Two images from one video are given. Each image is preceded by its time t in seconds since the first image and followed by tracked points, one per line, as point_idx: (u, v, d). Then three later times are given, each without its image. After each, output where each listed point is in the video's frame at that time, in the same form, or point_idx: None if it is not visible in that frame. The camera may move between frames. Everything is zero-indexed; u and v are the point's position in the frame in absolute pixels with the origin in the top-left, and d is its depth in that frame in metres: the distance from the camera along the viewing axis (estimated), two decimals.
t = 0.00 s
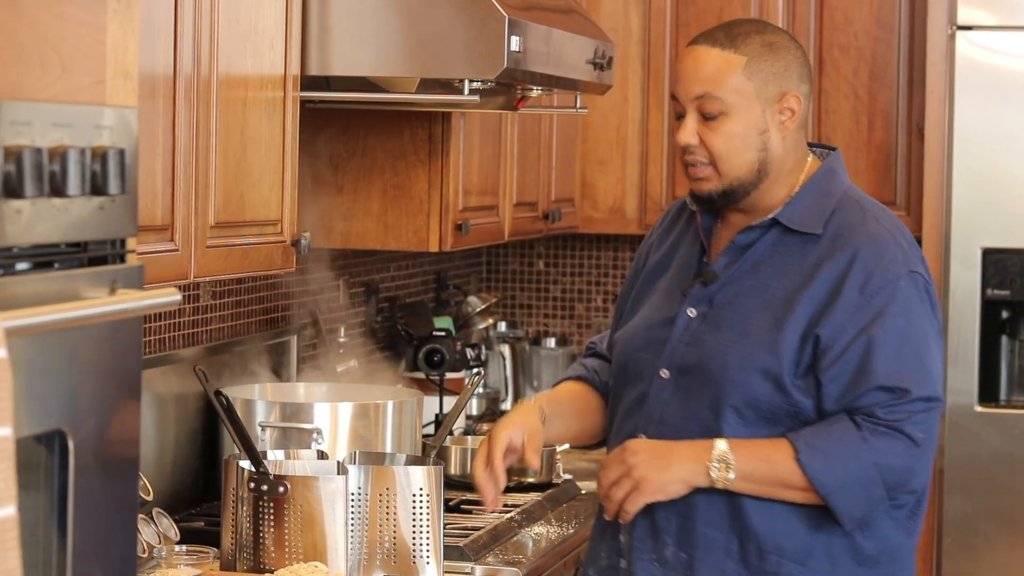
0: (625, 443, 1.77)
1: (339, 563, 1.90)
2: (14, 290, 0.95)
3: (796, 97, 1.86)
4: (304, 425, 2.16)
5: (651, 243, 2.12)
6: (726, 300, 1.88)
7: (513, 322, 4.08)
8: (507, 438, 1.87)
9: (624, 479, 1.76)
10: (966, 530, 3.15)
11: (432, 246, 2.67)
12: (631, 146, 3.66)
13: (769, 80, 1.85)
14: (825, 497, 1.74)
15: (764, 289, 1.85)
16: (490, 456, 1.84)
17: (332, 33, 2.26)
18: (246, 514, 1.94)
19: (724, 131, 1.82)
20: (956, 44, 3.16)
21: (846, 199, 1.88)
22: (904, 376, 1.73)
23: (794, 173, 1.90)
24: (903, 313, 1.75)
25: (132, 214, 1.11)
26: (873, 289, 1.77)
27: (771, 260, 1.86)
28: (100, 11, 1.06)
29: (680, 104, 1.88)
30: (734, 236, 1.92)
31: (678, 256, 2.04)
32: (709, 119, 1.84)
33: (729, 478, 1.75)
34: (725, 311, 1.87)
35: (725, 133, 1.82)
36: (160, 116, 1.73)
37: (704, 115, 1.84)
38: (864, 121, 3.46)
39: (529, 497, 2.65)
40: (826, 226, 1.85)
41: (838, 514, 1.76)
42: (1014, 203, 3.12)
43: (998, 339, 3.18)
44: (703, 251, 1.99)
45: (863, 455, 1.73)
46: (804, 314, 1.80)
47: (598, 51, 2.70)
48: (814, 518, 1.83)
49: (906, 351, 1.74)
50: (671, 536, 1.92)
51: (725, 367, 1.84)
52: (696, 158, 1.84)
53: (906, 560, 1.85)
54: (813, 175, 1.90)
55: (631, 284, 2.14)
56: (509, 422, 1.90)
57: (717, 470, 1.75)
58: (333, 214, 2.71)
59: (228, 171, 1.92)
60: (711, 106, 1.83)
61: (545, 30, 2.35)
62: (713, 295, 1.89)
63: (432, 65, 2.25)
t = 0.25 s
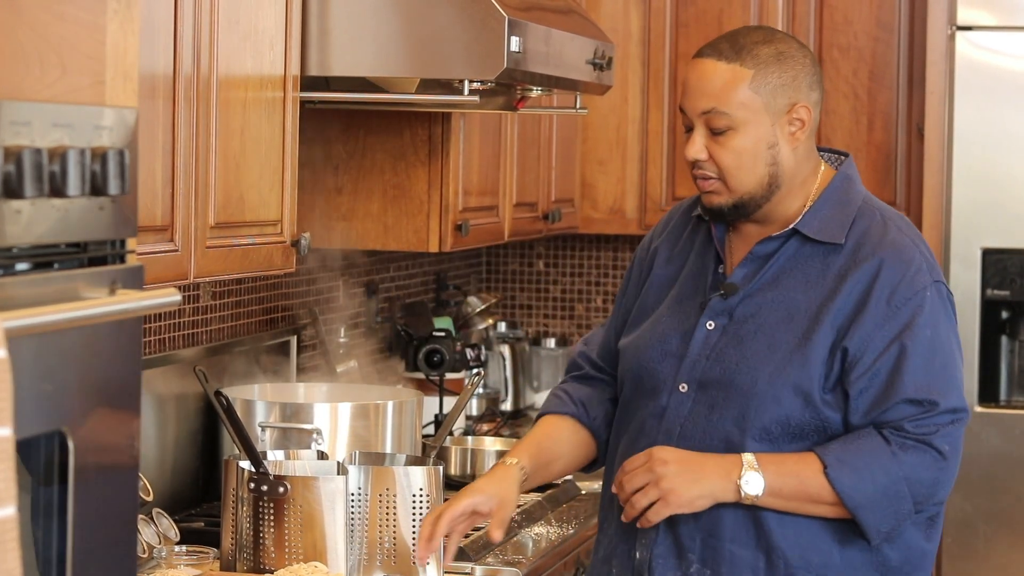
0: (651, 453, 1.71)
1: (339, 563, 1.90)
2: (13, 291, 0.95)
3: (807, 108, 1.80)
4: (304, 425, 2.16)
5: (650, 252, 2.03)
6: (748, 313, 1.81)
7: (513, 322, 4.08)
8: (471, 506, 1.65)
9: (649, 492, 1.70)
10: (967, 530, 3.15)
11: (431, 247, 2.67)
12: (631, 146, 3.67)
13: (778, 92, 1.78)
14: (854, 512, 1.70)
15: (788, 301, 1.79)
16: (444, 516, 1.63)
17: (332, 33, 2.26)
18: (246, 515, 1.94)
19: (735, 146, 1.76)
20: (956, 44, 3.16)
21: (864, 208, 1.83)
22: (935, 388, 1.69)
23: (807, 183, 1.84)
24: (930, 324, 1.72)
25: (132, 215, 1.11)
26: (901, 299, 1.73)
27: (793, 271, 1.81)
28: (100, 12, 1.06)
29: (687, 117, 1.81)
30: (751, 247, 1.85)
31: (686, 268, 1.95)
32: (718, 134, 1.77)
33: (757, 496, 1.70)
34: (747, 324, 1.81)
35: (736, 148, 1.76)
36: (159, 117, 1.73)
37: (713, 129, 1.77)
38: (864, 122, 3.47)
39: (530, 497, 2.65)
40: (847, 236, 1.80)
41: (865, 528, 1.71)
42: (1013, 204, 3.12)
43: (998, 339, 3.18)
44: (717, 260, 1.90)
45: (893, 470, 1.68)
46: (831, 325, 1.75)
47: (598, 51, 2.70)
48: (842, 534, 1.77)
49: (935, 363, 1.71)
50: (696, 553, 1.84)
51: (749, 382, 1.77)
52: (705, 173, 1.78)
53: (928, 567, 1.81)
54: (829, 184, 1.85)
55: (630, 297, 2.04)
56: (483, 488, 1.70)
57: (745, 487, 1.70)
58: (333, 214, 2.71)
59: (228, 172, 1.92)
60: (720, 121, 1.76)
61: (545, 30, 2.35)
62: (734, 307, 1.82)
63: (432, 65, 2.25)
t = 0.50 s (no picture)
0: (650, 467, 1.67)
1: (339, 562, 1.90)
2: (13, 291, 0.95)
3: (789, 113, 1.77)
4: (304, 425, 2.16)
5: (630, 261, 1.95)
6: (740, 322, 1.76)
7: (513, 322, 4.08)
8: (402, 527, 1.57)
9: (653, 506, 1.64)
10: (966, 531, 3.15)
11: (432, 246, 2.67)
12: (631, 146, 3.66)
13: (760, 98, 1.75)
14: (857, 522, 1.65)
15: (780, 310, 1.74)
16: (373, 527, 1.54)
17: (331, 34, 2.26)
18: (246, 515, 1.94)
19: (717, 155, 1.73)
20: (956, 45, 3.16)
21: (853, 214, 1.79)
22: (932, 395, 1.65)
23: (793, 187, 1.81)
24: (925, 331, 1.68)
25: (133, 214, 1.11)
26: (896, 304, 1.68)
27: (784, 278, 1.76)
28: (99, 13, 1.06)
29: (668, 126, 1.78)
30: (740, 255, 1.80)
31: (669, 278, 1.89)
32: (700, 142, 1.74)
33: (758, 509, 1.65)
34: (739, 333, 1.75)
35: (718, 157, 1.73)
36: (159, 117, 1.73)
37: (695, 138, 1.74)
38: (863, 122, 3.47)
39: (530, 497, 2.65)
40: (838, 242, 1.75)
41: (864, 536, 1.67)
42: (1013, 204, 3.12)
43: (998, 339, 3.18)
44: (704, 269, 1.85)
45: (891, 476, 1.64)
46: (825, 333, 1.70)
47: (598, 51, 2.70)
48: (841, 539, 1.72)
49: (932, 369, 1.67)
50: (696, 567, 1.78)
51: (744, 392, 1.72)
52: (688, 182, 1.75)
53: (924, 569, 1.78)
54: (816, 192, 1.81)
55: (607, 308, 1.96)
56: (422, 511, 1.61)
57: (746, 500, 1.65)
58: (333, 214, 2.70)
59: (228, 172, 1.92)
60: (702, 129, 1.73)
61: (545, 30, 2.35)
62: (725, 316, 1.77)
63: (432, 65, 2.25)
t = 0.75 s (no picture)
0: (634, 471, 1.52)
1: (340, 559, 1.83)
2: (14, 291, 0.95)
3: (739, 106, 1.65)
4: (306, 424, 2.16)
5: (573, 270, 1.82)
6: (700, 320, 1.64)
7: (514, 321, 4.08)
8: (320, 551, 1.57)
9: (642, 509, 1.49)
10: (967, 530, 3.15)
11: (433, 245, 2.67)
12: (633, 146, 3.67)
13: (710, 88, 1.62)
14: (843, 510, 1.55)
15: (744, 303, 1.62)
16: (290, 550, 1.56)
17: (333, 34, 2.26)
18: (248, 514, 1.94)
19: (673, 147, 1.59)
20: (957, 44, 3.16)
21: (805, 202, 1.69)
22: (905, 376, 1.56)
23: (741, 181, 1.69)
24: (892, 311, 1.59)
25: (135, 214, 1.11)
26: (863, 287, 1.59)
27: (745, 272, 1.64)
28: (100, 13, 1.06)
29: (614, 122, 1.62)
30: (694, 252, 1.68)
31: (619, 283, 1.75)
32: (654, 135, 1.59)
33: (747, 508, 1.54)
34: (703, 330, 1.63)
35: (674, 149, 1.59)
36: (161, 116, 1.73)
37: (646, 130, 1.59)
38: (865, 121, 3.47)
39: (531, 497, 2.65)
40: (795, 231, 1.65)
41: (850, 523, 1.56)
42: (1015, 203, 3.12)
43: (1000, 339, 3.18)
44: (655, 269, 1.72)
45: (874, 459, 1.54)
46: (792, 324, 1.60)
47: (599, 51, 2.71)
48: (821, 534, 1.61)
49: (903, 350, 1.58)
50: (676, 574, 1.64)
51: (713, 391, 1.60)
52: (641, 177, 1.59)
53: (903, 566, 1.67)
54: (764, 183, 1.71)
55: (550, 319, 1.82)
56: (342, 534, 1.60)
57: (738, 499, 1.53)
58: (334, 214, 2.70)
59: (229, 172, 1.92)
60: (655, 121, 1.59)
61: (546, 30, 2.35)
62: (685, 315, 1.65)
63: (433, 65, 2.25)
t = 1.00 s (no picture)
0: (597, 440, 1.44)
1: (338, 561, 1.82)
2: (14, 290, 0.95)
3: (692, 92, 1.60)
4: (306, 424, 2.16)
5: (526, 262, 1.78)
6: (656, 313, 1.59)
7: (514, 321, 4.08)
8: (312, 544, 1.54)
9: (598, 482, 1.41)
10: (968, 530, 3.15)
11: (433, 245, 2.67)
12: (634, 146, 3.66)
13: (666, 75, 1.58)
14: (802, 498, 1.49)
15: (701, 295, 1.58)
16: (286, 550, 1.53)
17: (334, 34, 2.26)
18: (248, 513, 1.94)
19: (629, 136, 1.54)
20: (958, 44, 3.16)
21: (763, 192, 1.65)
22: (864, 367, 1.52)
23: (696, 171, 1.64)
24: (852, 301, 1.54)
25: (135, 213, 1.11)
26: (822, 278, 1.54)
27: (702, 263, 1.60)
28: (100, 12, 1.06)
29: (567, 110, 1.57)
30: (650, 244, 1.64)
31: (575, 275, 1.71)
32: (608, 125, 1.54)
33: (709, 485, 1.46)
34: (658, 323, 1.58)
35: (630, 138, 1.54)
36: (161, 116, 1.73)
37: (601, 119, 1.55)
38: (865, 120, 3.46)
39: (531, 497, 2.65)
40: (752, 222, 1.60)
41: (809, 512, 1.51)
42: (1015, 203, 3.12)
43: (1000, 339, 3.18)
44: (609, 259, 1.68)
45: (833, 447, 1.49)
46: (750, 316, 1.55)
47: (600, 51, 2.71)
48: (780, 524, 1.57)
49: (862, 340, 1.53)
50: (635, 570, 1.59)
51: (669, 385, 1.55)
52: (595, 168, 1.55)
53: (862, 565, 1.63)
54: (721, 172, 1.66)
55: (506, 314, 1.78)
56: (328, 525, 1.57)
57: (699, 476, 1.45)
58: (334, 214, 2.70)
59: (229, 171, 1.92)
60: (611, 110, 1.54)
61: (546, 29, 2.35)
62: (641, 308, 1.60)
63: (433, 64, 2.25)
